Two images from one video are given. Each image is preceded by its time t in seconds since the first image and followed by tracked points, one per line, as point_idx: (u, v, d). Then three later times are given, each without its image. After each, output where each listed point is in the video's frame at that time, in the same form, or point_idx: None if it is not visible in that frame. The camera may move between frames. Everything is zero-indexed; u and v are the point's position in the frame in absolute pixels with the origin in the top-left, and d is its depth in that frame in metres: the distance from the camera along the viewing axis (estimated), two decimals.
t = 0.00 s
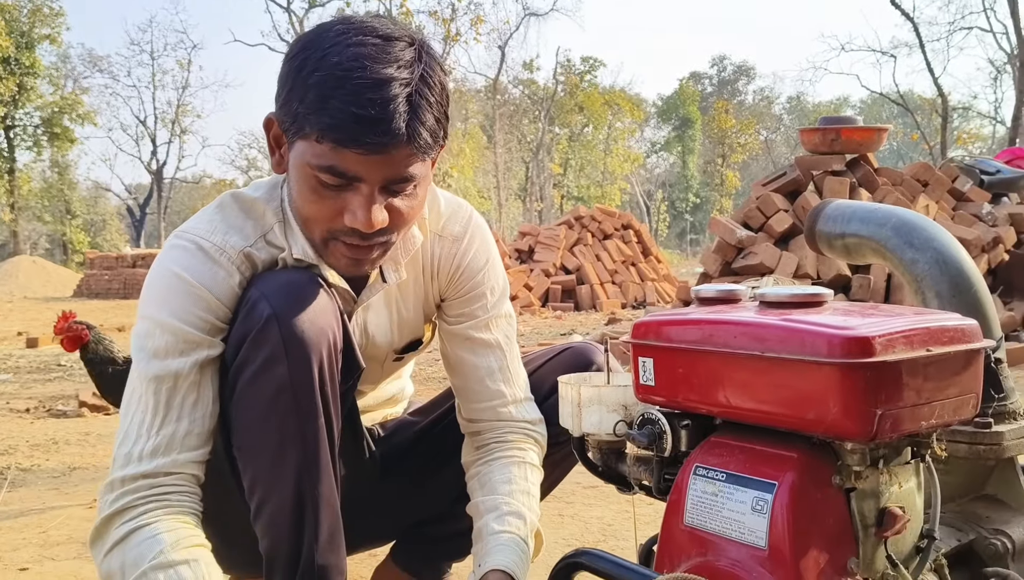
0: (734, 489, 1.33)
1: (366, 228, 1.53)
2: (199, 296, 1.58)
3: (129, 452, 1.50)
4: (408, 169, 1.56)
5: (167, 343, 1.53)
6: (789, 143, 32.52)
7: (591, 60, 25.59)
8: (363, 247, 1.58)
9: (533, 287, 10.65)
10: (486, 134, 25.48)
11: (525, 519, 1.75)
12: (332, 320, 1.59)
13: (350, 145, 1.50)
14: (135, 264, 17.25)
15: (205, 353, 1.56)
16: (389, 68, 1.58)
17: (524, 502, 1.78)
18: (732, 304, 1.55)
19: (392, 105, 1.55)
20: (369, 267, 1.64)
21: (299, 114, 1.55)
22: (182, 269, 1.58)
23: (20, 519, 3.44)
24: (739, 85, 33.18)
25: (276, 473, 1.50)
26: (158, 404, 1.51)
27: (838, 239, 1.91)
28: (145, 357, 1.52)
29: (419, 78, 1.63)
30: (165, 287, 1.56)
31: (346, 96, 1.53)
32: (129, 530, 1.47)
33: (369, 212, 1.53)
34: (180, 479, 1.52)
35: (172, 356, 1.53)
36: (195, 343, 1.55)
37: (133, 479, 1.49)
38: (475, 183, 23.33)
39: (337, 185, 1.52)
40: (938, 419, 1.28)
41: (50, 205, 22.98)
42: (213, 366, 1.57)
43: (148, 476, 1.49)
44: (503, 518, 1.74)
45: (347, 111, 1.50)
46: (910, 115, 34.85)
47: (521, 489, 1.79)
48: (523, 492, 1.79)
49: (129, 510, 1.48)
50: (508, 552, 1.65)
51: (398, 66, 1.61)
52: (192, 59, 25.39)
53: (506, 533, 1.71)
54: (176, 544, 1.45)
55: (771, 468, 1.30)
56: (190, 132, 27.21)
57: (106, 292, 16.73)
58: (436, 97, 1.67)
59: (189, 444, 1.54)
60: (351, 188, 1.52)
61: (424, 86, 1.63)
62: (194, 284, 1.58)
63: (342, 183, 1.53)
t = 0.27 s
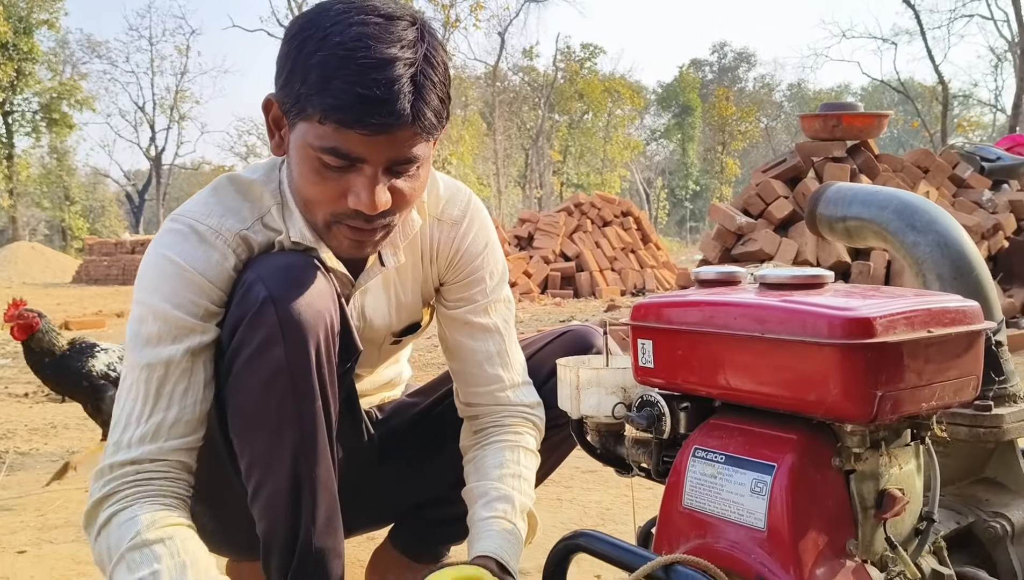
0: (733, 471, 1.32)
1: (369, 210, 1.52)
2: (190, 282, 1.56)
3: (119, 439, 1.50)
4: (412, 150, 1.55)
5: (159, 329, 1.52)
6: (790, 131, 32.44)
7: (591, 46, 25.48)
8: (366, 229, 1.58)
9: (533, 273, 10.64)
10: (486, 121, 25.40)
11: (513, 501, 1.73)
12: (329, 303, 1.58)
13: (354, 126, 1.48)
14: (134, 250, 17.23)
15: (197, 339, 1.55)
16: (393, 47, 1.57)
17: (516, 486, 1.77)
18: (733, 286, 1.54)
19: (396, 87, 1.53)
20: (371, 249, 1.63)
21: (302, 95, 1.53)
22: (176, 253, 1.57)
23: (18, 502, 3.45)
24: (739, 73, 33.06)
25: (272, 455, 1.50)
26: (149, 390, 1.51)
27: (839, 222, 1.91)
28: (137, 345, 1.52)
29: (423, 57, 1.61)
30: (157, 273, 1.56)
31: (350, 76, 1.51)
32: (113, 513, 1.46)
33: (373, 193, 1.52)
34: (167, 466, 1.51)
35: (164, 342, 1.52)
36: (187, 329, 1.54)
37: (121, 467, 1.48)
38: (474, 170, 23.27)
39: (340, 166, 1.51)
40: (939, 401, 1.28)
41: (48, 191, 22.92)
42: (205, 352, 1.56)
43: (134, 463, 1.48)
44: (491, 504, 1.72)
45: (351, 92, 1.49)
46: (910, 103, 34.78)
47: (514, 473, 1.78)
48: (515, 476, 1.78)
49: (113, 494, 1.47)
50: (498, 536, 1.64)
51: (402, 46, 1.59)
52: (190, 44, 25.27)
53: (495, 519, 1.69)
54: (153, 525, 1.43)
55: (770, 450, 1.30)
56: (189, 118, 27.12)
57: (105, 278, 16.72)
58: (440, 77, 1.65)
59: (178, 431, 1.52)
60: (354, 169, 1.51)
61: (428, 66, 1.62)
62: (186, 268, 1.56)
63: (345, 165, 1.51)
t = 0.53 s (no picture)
0: (732, 459, 1.33)
1: (368, 189, 1.52)
2: (183, 276, 1.56)
3: (112, 427, 1.53)
4: (409, 128, 1.55)
5: (153, 321, 1.53)
6: (793, 119, 32.34)
7: (594, 34, 25.39)
8: (364, 210, 1.58)
9: (535, 262, 10.64)
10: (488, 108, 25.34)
11: (508, 485, 1.73)
12: (326, 290, 1.58)
13: (351, 104, 1.48)
14: (136, 238, 17.24)
15: (192, 330, 1.55)
16: (389, 25, 1.57)
17: (511, 470, 1.77)
18: (733, 275, 1.54)
19: (391, 63, 1.54)
20: (369, 231, 1.63)
21: (298, 74, 1.54)
22: (172, 243, 1.58)
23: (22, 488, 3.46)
24: (743, 61, 32.94)
25: (270, 441, 1.50)
26: (142, 381, 1.52)
27: (840, 210, 1.91)
28: (132, 337, 1.53)
29: (419, 36, 1.62)
30: (151, 264, 1.56)
31: (346, 53, 1.52)
32: (103, 492, 1.50)
33: (370, 172, 1.51)
34: (153, 454, 1.54)
35: (158, 334, 1.54)
36: (181, 321, 1.55)
37: (112, 456, 1.51)
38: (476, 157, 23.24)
39: (337, 145, 1.51)
40: (938, 389, 1.28)
41: (50, 178, 22.90)
42: (200, 343, 1.57)
43: (125, 450, 1.51)
44: (485, 488, 1.72)
45: (347, 69, 1.50)
46: (914, 92, 34.66)
47: (509, 458, 1.78)
48: (511, 460, 1.78)
49: (103, 476, 1.50)
50: (493, 518, 1.64)
51: (397, 24, 1.60)
52: (192, 31, 25.21)
53: (491, 501, 1.69)
54: (143, 496, 1.47)
55: (769, 437, 1.30)
56: (191, 105, 27.07)
57: (108, 265, 16.73)
58: (436, 56, 1.66)
59: (167, 424, 1.55)
60: (351, 148, 1.51)
61: (424, 44, 1.63)
62: (179, 261, 1.56)
63: (342, 144, 1.52)
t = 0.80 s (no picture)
0: (741, 447, 1.33)
1: (372, 171, 1.52)
2: (189, 264, 1.56)
3: (122, 416, 1.53)
4: (415, 112, 1.54)
5: (161, 310, 1.53)
6: (799, 106, 32.20)
7: (599, 20, 25.27)
8: (367, 193, 1.57)
9: (539, 249, 10.63)
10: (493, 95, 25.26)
11: (515, 466, 1.73)
12: (332, 278, 1.58)
13: (356, 84, 1.48)
14: (141, 225, 17.27)
15: (198, 320, 1.55)
16: (396, 7, 1.57)
17: (517, 452, 1.77)
18: (742, 263, 1.54)
19: (398, 44, 1.53)
20: (372, 216, 1.63)
21: (305, 54, 1.54)
22: (179, 233, 1.58)
23: (31, 474, 3.48)
24: (749, 47, 32.78)
25: (278, 430, 1.51)
26: (150, 372, 1.53)
27: (848, 198, 1.90)
28: (139, 326, 1.53)
29: (427, 19, 1.62)
30: (157, 253, 1.56)
31: (353, 34, 1.52)
32: (114, 481, 1.51)
33: (375, 154, 1.51)
34: (163, 443, 1.54)
35: (166, 323, 1.54)
36: (188, 310, 1.55)
37: (124, 445, 1.51)
38: (481, 144, 23.18)
39: (343, 127, 1.51)
40: (947, 378, 1.28)
41: (55, 164, 22.91)
42: (208, 333, 1.57)
43: (134, 439, 1.52)
44: (493, 469, 1.72)
45: (353, 49, 1.49)
46: (920, 78, 34.48)
47: (516, 440, 1.79)
48: (517, 443, 1.78)
49: (114, 466, 1.51)
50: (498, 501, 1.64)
51: (405, 7, 1.59)
52: (196, 17, 25.14)
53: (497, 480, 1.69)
54: (150, 484, 1.47)
55: (778, 426, 1.30)
56: (195, 92, 27.03)
57: (113, 252, 16.76)
58: (443, 41, 1.65)
59: (177, 413, 1.55)
60: (357, 130, 1.51)
61: (430, 28, 1.62)
62: (186, 249, 1.56)
63: (348, 126, 1.51)
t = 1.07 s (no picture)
0: (740, 436, 1.33)
1: (364, 156, 1.52)
2: (186, 254, 1.56)
3: (125, 405, 1.55)
4: (411, 100, 1.54)
5: (161, 299, 1.55)
6: (805, 94, 32.08)
7: (604, 7, 25.14)
8: (360, 177, 1.58)
9: (544, 238, 10.62)
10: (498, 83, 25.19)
11: (512, 456, 1.74)
12: (331, 267, 1.58)
13: (352, 68, 1.48)
14: (146, 214, 17.31)
15: (197, 309, 1.56)
16: None
17: (514, 442, 1.77)
18: (742, 252, 1.53)
19: (396, 30, 1.53)
20: (366, 202, 1.64)
21: (302, 35, 1.54)
22: (176, 223, 1.58)
23: (37, 461, 3.50)
24: (755, 35, 32.61)
25: (276, 419, 1.51)
26: (152, 361, 1.54)
27: (851, 186, 1.89)
28: (140, 315, 1.54)
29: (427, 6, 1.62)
30: (156, 243, 1.57)
31: (352, 17, 1.52)
32: (121, 476, 1.52)
33: (367, 140, 1.52)
34: (165, 432, 1.55)
35: (166, 313, 1.55)
36: (187, 299, 1.55)
37: (126, 434, 1.53)
38: (485, 133, 23.13)
39: (337, 111, 1.51)
40: (947, 367, 1.27)
41: (60, 153, 22.93)
42: (207, 322, 1.57)
43: (135, 431, 1.53)
44: (488, 457, 1.73)
45: (351, 32, 1.49)
46: (928, 66, 34.28)
47: (512, 430, 1.79)
48: (514, 432, 1.78)
49: (119, 459, 1.53)
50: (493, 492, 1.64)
51: None
52: (200, 6, 25.08)
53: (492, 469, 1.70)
54: (136, 489, 1.47)
55: (777, 415, 1.30)
56: (199, 80, 27.01)
57: (119, 241, 16.78)
58: (443, 29, 1.65)
59: (179, 402, 1.56)
60: (352, 115, 1.51)
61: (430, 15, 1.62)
62: (182, 239, 1.56)
63: (343, 110, 1.52)
